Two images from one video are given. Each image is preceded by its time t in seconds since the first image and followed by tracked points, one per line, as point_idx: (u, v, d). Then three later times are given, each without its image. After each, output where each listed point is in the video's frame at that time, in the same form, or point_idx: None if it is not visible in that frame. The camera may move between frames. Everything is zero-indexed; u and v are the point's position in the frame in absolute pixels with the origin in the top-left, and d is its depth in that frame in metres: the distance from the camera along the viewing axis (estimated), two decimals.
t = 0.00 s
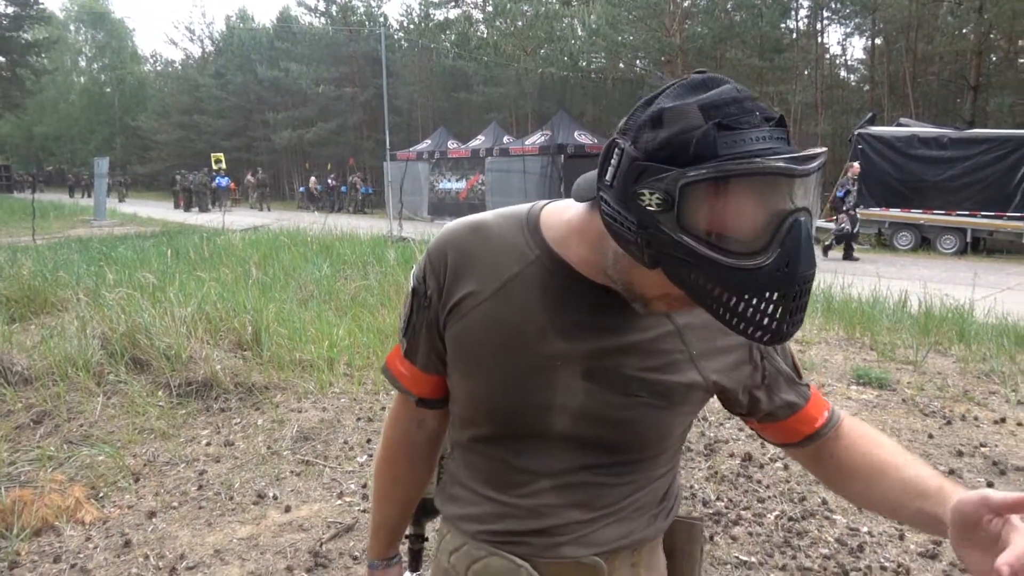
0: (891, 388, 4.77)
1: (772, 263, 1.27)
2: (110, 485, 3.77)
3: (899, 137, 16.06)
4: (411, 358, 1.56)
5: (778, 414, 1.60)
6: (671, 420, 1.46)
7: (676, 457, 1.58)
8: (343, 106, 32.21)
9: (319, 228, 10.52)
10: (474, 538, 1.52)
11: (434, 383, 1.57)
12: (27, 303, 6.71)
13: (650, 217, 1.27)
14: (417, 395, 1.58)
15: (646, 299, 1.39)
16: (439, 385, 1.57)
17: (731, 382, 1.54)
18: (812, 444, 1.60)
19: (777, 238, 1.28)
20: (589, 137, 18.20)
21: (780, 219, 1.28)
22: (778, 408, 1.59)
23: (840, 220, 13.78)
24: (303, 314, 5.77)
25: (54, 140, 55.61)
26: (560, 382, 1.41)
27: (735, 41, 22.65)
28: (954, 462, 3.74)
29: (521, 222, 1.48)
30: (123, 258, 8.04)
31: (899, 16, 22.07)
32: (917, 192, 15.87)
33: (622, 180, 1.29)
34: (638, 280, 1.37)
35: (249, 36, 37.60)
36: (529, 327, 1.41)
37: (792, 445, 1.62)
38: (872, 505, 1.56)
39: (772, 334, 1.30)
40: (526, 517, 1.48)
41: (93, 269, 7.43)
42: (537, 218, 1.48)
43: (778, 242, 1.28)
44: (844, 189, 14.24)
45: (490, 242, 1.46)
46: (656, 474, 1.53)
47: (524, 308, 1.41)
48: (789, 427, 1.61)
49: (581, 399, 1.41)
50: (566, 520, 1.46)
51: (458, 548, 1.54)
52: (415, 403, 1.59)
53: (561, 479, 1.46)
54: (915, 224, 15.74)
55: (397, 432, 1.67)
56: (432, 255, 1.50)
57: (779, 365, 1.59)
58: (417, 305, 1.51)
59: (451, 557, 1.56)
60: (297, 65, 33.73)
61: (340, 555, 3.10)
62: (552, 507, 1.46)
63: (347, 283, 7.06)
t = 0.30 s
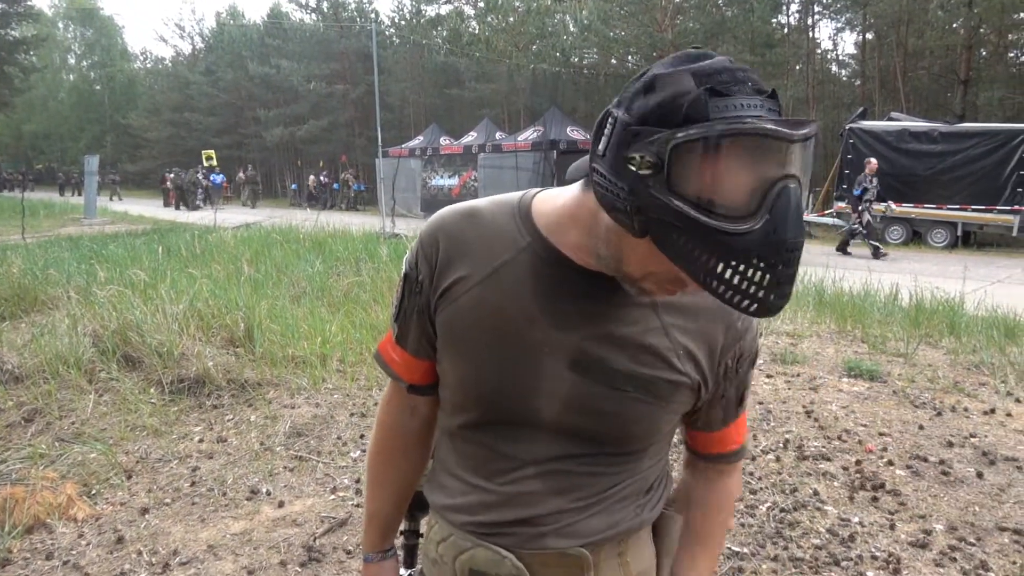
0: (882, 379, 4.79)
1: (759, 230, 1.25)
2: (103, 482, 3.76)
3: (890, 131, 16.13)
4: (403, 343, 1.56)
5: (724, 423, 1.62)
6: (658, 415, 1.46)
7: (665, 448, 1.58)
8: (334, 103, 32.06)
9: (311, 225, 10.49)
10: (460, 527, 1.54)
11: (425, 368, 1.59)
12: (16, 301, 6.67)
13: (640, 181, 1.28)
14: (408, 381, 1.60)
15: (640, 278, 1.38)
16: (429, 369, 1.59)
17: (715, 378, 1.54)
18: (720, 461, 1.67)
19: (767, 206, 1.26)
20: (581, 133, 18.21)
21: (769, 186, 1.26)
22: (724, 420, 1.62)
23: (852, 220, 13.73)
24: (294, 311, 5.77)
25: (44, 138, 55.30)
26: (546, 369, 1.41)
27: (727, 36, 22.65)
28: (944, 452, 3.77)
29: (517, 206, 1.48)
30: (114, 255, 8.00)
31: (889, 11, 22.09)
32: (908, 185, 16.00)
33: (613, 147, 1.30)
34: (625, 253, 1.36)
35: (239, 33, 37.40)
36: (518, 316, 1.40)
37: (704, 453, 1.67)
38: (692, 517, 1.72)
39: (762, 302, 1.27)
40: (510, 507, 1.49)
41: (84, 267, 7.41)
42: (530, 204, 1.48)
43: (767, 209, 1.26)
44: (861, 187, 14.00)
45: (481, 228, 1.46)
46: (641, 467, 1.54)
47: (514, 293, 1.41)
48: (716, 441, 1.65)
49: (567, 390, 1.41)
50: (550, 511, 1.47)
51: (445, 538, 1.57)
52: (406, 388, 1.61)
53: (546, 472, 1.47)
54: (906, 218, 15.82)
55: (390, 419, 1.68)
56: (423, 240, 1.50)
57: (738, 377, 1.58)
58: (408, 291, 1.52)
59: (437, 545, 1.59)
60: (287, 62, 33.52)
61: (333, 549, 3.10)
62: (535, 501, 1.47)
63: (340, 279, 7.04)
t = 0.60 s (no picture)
0: (878, 376, 4.80)
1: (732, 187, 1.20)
2: (100, 480, 3.76)
3: (887, 129, 16.17)
4: (393, 336, 1.58)
5: (722, 415, 1.58)
6: (650, 402, 1.45)
7: (661, 439, 1.58)
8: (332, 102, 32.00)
9: (309, 224, 10.49)
10: (456, 520, 1.54)
11: (419, 364, 1.60)
12: (13, 300, 6.66)
13: (610, 146, 1.24)
14: (401, 377, 1.61)
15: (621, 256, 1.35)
16: (423, 365, 1.60)
17: (709, 366, 1.52)
18: (721, 457, 1.63)
19: (734, 160, 1.21)
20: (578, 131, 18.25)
21: (734, 141, 1.21)
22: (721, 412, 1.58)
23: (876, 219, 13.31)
24: (293, 309, 5.77)
25: (41, 137, 55.22)
26: (535, 360, 1.41)
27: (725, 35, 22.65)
28: (940, 448, 3.78)
29: (505, 198, 1.49)
30: (111, 254, 7.99)
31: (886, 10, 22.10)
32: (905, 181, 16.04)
33: (585, 117, 1.29)
34: (609, 229, 1.33)
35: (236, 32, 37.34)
36: (507, 304, 1.41)
37: (707, 446, 1.63)
38: (689, 507, 1.70)
39: (744, 262, 1.23)
40: (504, 500, 1.49)
41: (81, 266, 7.40)
42: (519, 194, 1.48)
43: (735, 161, 1.21)
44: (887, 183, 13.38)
45: (471, 219, 1.47)
46: (637, 456, 1.53)
47: (500, 284, 1.41)
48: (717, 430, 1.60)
49: (556, 379, 1.40)
50: (547, 505, 1.47)
51: (441, 531, 1.58)
52: (399, 385, 1.63)
53: (540, 463, 1.47)
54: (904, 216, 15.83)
55: (382, 413, 1.69)
56: (412, 234, 1.51)
57: (737, 365, 1.54)
58: (399, 286, 1.53)
59: (433, 538, 1.60)
60: (285, 61, 33.45)
61: (331, 546, 3.10)
62: (528, 490, 1.47)
63: (337, 278, 7.04)
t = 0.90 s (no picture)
0: (876, 373, 4.81)
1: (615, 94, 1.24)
2: (100, 477, 3.77)
3: (886, 127, 16.23)
4: (401, 341, 1.62)
5: (732, 400, 1.45)
6: (649, 383, 1.38)
7: (671, 432, 1.49)
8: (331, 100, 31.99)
9: (308, 222, 10.49)
10: (468, 519, 1.51)
11: (426, 369, 1.63)
12: (12, 298, 6.67)
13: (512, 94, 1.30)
14: (411, 383, 1.64)
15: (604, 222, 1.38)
16: (431, 369, 1.63)
17: (709, 343, 1.43)
18: (739, 446, 1.47)
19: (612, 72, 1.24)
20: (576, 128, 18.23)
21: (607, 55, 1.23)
22: (731, 397, 1.45)
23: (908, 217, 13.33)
24: (291, 307, 5.76)
25: (39, 135, 55.16)
26: (527, 341, 1.39)
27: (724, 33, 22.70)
28: (938, 445, 3.78)
29: (492, 191, 1.52)
30: (110, 252, 7.99)
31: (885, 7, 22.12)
32: (902, 178, 16.03)
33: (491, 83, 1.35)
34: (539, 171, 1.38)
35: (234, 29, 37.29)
36: (495, 286, 1.41)
37: (718, 436, 1.49)
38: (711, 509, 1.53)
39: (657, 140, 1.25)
40: (512, 492, 1.45)
41: (80, 263, 7.40)
42: (507, 187, 1.51)
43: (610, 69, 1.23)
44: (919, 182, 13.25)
45: (461, 213, 1.50)
46: (647, 447, 1.45)
47: (489, 267, 1.42)
48: (727, 417, 1.47)
49: (548, 361, 1.38)
50: (553, 499, 1.43)
51: (454, 531, 1.55)
52: (410, 391, 1.66)
53: (542, 450, 1.43)
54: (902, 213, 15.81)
55: (395, 422, 1.72)
56: (411, 238, 1.56)
57: (740, 341, 1.43)
58: (403, 289, 1.58)
59: (448, 539, 1.57)
60: (284, 58, 33.42)
61: (331, 543, 3.11)
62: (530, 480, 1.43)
63: (336, 276, 7.03)
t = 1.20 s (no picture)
0: (879, 380, 4.81)
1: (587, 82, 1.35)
2: (101, 472, 3.78)
3: (891, 133, 16.23)
4: (417, 366, 1.69)
5: (738, 396, 1.38)
6: (649, 378, 1.36)
7: (679, 437, 1.46)
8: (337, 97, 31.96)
9: (314, 219, 10.51)
10: (487, 527, 1.51)
11: (442, 388, 1.68)
12: (17, 291, 6.68)
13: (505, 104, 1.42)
14: (428, 404, 1.70)
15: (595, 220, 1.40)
16: (448, 390, 1.69)
17: (708, 335, 1.38)
18: (750, 453, 1.39)
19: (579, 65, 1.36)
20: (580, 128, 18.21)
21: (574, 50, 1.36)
22: (738, 393, 1.38)
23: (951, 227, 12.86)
24: (295, 304, 5.77)
25: (45, 128, 55.24)
26: (532, 345, 1.41)
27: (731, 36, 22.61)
28: (940, 454, 3.78)
29: (493, 207, 1.56)
30: (115, 247, 8.01)
31: (892, 12, 22.10)
32: (905, 185, 15.97)
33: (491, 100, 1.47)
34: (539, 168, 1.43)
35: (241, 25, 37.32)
36: (498, 295, 1.45)
37: (728, 441, 1.41)
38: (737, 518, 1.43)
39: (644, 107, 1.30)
40: (527, 500, 1.46)
41: (85, 257, 7.41)
42: (505, 202, 1.56)
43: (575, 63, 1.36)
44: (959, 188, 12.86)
45: (464, 231, 1.54)
46: (659, 451, 1.43)
47: (490, 276, 1.46)
48: (734, 418, 1.39)
49: (552, 363, 1.39)
50: (564, 503, 1.42)
51: (471, 539, 1.54)
52: (427, 412, 1.71)
53: (552, 454, 1.43)
54: (906, 220, 15.87)
55: (414, 443, 1.76)
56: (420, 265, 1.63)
57: (739, 329, 1.37)
58: (414, 313, 1.65)
59: (464, 546, 1.56)
60: (290, 54, 33.42)
61: (330, 542, 3.12)
62: (543, 487, 1.44)
63: (339, 273, 7.05)
